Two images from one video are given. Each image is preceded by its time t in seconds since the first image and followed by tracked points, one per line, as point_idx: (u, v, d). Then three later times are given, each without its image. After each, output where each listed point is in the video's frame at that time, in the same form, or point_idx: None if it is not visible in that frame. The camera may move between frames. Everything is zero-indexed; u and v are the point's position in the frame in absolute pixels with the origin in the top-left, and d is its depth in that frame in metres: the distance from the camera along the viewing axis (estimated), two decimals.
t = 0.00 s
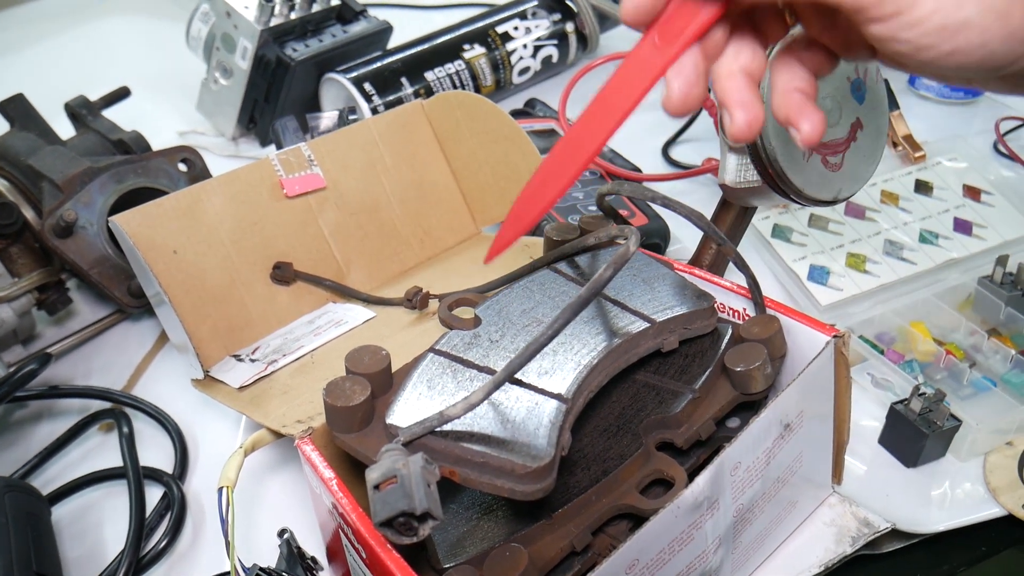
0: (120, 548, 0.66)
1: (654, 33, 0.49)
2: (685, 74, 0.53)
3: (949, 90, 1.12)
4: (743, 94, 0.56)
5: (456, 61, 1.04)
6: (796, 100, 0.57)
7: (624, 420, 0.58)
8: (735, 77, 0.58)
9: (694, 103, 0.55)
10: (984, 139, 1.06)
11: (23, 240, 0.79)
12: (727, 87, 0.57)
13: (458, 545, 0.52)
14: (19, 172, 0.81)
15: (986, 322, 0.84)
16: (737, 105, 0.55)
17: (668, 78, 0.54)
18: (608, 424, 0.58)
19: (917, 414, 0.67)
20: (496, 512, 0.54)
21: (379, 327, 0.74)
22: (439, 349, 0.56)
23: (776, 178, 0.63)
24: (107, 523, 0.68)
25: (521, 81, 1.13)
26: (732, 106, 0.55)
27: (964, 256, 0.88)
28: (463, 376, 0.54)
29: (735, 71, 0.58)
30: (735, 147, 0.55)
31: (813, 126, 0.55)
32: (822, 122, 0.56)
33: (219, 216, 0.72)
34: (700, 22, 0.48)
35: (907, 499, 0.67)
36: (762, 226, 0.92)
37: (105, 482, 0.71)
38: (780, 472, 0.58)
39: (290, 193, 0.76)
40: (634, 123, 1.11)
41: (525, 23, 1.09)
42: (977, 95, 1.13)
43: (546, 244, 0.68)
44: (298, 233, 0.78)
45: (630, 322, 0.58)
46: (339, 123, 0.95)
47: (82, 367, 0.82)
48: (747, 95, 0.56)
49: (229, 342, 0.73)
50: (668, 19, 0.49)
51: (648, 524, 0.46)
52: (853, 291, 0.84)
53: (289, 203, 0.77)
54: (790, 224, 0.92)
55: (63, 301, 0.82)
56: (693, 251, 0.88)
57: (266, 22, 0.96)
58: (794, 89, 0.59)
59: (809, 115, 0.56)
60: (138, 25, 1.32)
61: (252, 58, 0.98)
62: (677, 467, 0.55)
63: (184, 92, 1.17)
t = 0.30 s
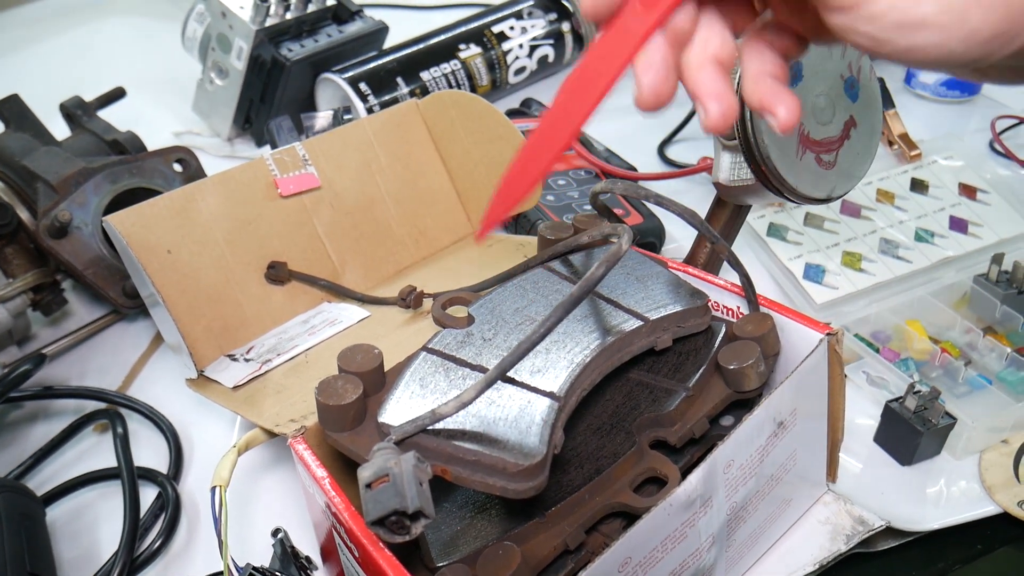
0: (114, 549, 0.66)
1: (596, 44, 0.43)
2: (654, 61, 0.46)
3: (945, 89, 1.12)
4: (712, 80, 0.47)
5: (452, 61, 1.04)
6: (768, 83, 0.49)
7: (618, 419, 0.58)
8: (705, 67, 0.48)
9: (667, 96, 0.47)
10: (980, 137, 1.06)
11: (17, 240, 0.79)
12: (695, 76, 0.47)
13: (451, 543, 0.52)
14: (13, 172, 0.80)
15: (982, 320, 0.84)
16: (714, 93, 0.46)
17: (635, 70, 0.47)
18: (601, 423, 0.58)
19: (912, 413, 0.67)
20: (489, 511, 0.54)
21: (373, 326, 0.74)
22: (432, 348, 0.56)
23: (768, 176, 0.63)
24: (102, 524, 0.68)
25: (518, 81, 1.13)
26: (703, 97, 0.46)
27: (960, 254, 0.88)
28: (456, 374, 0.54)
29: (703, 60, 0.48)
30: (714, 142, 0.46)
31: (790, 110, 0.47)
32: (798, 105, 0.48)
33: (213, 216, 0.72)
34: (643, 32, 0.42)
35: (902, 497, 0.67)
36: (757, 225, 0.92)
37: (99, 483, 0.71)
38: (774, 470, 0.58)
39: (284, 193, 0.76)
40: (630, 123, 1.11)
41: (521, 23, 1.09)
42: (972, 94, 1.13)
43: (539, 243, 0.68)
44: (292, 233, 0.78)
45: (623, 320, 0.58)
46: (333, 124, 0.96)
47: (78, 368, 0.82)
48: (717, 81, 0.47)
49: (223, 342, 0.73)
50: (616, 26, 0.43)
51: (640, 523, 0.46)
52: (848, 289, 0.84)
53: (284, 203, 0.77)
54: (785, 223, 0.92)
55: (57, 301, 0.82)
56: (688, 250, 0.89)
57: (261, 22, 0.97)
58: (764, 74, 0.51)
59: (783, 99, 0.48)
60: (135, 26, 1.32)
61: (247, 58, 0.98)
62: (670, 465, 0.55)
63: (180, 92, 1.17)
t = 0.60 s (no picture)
0: (113, 548, 0.66)
1: (597, 49, 0.45)
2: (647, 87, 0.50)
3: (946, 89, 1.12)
4: (705, 90, 0.52)
5: (452, 60, 1.03)
6: (761, 89, 0.54)
7: (620, 419, 0.58)
8: (695, 74, 0.53)
9: (664, 121, 0.50)
10: (981, 137, 1.06)
11: (16, 238, 0.79)
12: (689, 89, 0.53)
13: (452, 544, 0.52)
14: (12, 170, 0.80)
15: (983, 321, 0.84)
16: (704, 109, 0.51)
17: (630, 93, 0.51)
18: (603, 423, 0.58)
19: (914, 413, 0.67)
20: (489, 511, 0.54)
21: (373, 325, 0.74)
22: (432, 348, 0.56)
23: (771, 175, 0.62)
24: (101, 523, 0.68)
25: (518, 80, 1.12)
26: (700, 108, 0.52)
27: (961, 254, 0.88)
28: (456, 374, 0.53)
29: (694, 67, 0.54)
30: (710, 149, 0.52)
31: (788, 113, 0.52)
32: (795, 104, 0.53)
33: (213, 214, 0.72)
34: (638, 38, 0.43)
35: (904, 498, 0.67)
36: (758, 225, 0.91)
37: (97, 482, 0.71)
38: (776, 470, 0.57)
39: (285, 191, 0.76)
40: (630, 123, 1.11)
41: (521, 22, 1.09)
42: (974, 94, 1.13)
43: (541, 243, 0.68)
44: (292, 231, 0.77)
45: (624, 320, 0.58)
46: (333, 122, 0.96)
47: (77, 367, 0.82)
48: (710, 91, 0.52)
49: (222, 340, 0.72)
50: (614, 29, 0.45)
51: (641, 523, 0.46)
52: (849, 289, 0.84)
53: (284, 201, 0.76)
54: (787, 223, 0.92)
55: (56, 300, 0.82)
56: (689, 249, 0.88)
57: (261, 21, 0.96)
58: (755, 78, 0.55)
59: (782, 102, 0.53)
60: (134, 24, 1.32)
61: (248, 56, 0.97)
62: (672, 465, 0.55)
63: (180, 90, 1.16)
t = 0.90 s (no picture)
0: (112, 545, 0.66)
1: (598, 51, 0.47)
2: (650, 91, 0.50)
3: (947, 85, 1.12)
4: (708, 91, 0.53)
5: (451, 55, 1.03)
6: (758, 88, 0.54)
7: (620, 414, 0.58)
8: (698, 78, 0.53)
9: (666, 124, 0.51)
10: (981, 134, 1.06)
11: (13, 234, 0.78)
12: (690, 88, 0.53)
13: (451, 539, 0.52)
14: (10, 166, 0.80)
15: (983, 317, 0.84)
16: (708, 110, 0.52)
17: (634, 99, 0.51)
18: (604, 418, 0.58)
19: (915, 409, 0.67)
20: (489, 507, 0.54)
21: (372, 321, 0.74)
22: (430, 344, 0.55)
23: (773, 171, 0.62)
24: (99, 520, 0.68)
25: (517, 76, 1.12)
26: (704, 108, 0.52)
27: (961, 250, 0.88)
28: (454, 370, 0.53)
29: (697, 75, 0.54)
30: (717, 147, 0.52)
31: (790, 110, 0.52)
32: (795, 102, 0.53)
33: (211, 210, 0.72)
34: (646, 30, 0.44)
35: (904, 494, 0.66)
36: (758, 221, 0.91)
37: (95, 479, 0.70)
38: (777, 465, 0.57)
39: (283, 186, 0.76)
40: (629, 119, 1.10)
41: (521, 18, 1.08)
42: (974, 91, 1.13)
43: (540, 238, 0.68)
44: (291, 227, 0.77)
45: (624, 315, 0.57)
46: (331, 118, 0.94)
47: (75, 363, 0.82)
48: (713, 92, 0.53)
49: (220, 336, 0.72)
50: (618, 27, 0.46)
51: (642, 519, 0.46)
52: (850, 285, 0.84)
53: (283, 197, 0.76)
54: (787, 218, 0.92)
55: (54, 296, 0.81)
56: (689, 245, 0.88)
57: (259, 16, 0.96)
58: (754, 80, 0.55)
59: (783, 99, 0.53)
60: (133, 20, 1.32)
61: (246, 52, 0.97)
62: (674, 461, 0.55)
63: (178, 87, 1.16)
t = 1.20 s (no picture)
0: (108, 544, 0.65)
1: (581, 1, 0.39)
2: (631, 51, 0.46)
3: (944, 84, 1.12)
4: (689, 55, 0.49)
5: (448, 54, 1.03)
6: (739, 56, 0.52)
7: (618, 414, 0.58)
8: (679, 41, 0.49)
9: (644, 89, 0.46)
10: (977, 133, 1.06)
11: (9, 232, 0.78)
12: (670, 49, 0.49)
13: (448, 539, 0.52)
14: (5, 164, 0.79)
15: (980, 316, 0.84)
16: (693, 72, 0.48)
17: (612, 62, 0.46)
18: (601, 419, 0.58)
19: (912, 409, 0.67)
20: (487, 507, 0.54)
21: (369, 321, 0.74)
22: (427, 345, 0.55)
23: (771, 171, 0.62)
24: (95, 520, 0.68)
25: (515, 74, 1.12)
26: (683, 72, 0.49)
27: (958, 250, 0.88)
28: (450, 371, 0.53)
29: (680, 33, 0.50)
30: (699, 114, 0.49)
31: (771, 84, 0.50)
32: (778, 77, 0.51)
33: (209, 208, 0.72)
34: None
35: (901, 494, 0.66)
36: (756, 220, 0.91)
37: (92, 478, 0.70)
38: (774, 466, 0.57)
39: (281, 185, 0.75)
40: (627, 118, 1.10)
41: (518, 16, 1.08)
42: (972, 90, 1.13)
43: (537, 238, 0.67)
44: (288, 226, 0.77)
45: (621, 315, 0.57)
46: (330, 117, 0.94)
47: (71, 362, 0.81)
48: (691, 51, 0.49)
49: (217, 335, 0.72)
50: None
51: (641, 519, 0.46)
52: (847, 284, 0.84)
53: (280, 195, 0.76)
54: (784, 218, 0.92)
55: (50, 294, 0.81)
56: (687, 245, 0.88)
57: (256, 14, 0.96)
58: (735, 50, 0.53)
59: (762, 72, 0.50)
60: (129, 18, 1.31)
61: (243, 50, 0.97)
62: (672, 462, 0.55)
63: (174, 84, 1.16)
